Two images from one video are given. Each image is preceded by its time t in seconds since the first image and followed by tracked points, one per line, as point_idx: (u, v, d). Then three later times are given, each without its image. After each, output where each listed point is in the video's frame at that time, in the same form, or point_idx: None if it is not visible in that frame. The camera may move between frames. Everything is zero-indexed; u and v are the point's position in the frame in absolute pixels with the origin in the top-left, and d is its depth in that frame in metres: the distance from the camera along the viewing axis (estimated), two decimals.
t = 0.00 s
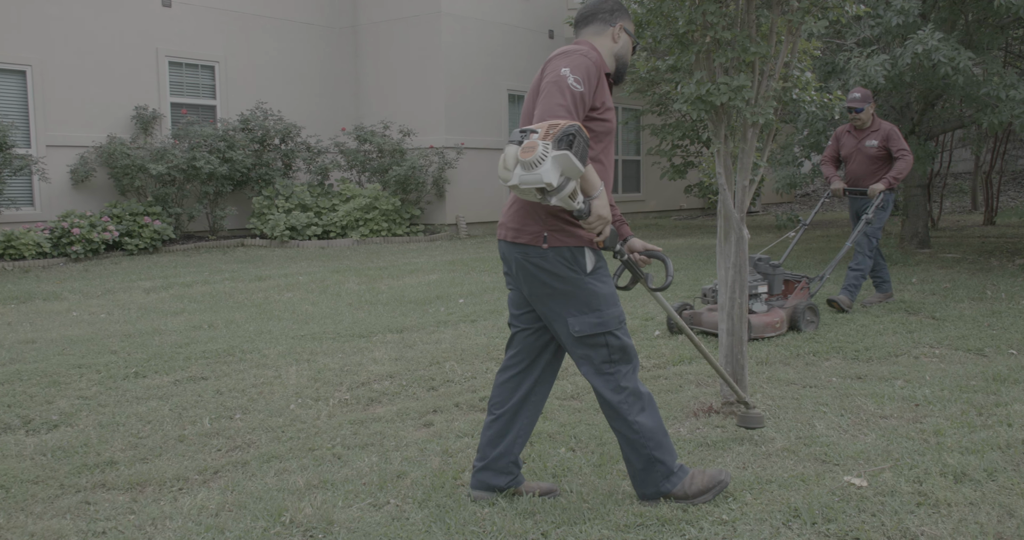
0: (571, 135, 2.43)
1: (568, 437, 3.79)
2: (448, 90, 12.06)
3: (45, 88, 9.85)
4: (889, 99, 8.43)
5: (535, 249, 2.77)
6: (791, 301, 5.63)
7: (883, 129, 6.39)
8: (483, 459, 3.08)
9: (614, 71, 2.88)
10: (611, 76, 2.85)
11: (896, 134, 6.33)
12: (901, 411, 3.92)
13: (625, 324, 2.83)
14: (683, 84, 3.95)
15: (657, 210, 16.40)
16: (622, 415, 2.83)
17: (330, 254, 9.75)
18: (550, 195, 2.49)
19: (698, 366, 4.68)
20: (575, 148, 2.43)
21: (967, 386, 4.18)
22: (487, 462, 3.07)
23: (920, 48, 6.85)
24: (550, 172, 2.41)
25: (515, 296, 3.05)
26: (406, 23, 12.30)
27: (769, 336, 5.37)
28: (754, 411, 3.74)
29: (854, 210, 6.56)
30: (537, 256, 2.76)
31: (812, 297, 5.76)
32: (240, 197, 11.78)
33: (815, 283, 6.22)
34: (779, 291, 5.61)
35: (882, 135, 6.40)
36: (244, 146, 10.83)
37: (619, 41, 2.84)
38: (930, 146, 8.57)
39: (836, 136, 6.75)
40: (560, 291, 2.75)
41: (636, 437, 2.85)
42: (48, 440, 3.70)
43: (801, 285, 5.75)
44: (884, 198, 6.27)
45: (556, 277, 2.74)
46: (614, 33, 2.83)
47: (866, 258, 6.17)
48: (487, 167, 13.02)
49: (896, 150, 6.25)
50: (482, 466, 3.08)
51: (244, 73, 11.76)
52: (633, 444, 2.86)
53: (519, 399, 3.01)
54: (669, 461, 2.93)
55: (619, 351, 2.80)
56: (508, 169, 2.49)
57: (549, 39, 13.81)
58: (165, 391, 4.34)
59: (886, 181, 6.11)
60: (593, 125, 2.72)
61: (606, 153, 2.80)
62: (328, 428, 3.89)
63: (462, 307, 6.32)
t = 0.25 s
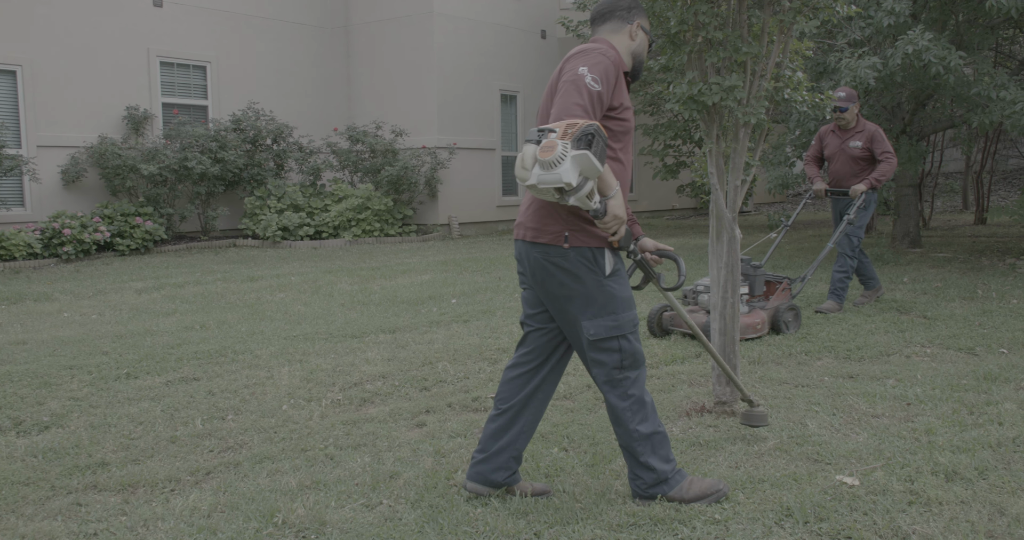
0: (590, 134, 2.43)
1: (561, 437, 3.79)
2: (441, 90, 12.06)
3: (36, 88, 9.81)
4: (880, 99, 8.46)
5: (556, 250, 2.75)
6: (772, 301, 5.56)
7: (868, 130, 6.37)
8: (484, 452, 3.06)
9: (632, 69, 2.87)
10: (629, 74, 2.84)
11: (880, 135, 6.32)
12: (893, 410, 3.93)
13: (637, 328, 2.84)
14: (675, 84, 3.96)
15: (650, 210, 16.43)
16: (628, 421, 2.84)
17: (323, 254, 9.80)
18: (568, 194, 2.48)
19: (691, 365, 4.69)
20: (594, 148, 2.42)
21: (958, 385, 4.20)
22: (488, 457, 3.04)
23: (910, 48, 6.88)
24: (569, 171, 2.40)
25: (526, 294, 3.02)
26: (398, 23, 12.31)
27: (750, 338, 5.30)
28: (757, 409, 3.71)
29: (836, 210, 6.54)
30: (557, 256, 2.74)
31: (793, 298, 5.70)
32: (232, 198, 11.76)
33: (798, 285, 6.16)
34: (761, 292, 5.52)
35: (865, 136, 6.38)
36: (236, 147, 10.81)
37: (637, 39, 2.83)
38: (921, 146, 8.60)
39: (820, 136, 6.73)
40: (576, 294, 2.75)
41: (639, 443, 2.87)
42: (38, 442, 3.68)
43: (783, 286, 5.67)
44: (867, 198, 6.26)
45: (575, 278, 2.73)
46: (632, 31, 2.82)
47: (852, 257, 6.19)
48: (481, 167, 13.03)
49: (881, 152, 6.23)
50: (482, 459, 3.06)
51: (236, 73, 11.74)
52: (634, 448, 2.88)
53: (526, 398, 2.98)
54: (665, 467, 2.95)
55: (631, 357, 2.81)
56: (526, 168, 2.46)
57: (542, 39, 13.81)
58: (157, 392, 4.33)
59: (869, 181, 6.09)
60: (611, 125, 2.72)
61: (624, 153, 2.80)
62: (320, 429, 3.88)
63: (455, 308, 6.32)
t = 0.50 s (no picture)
0: (612, 131, 2.43)
1: (554, 437, 3.78)
2: (434, 90, 12.06)
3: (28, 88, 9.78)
4: (872, 99, 8.48)
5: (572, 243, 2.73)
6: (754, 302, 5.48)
7: (853, 128, 6.35)
8: (495, 436, 3.04)
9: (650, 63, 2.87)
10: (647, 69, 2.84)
11: (865, 134, 6.31)
12: (886, 410, 3.94)
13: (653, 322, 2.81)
14: (668, 84, 3.97)
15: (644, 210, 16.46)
16: (636, 416, 2.83)
17: (317, 254, 9.87)
18: (587, 191, 2.48)
19: (685, 365, 4.71)
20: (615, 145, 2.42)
21: (950, 384, 4.21)
22: (500, 442, 3.01)
23: (902, 49, 6.90)
24: (590, 169, 2.40)
25: (544, 286, 3.02)
26: (391, 23, 12.31)
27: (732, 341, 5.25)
28: (761, 408, 3.79)
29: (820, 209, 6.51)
30: (573, 249, 2.72)
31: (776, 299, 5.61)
32: (225, 198, 11.74)
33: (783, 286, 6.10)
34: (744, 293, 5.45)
35: (851, 133, 6.36)
36: (228, 147, 10.79)
37: (655, 33, 2.83)
38: (913, 145, 8.62)
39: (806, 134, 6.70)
40: (591, 287, 2.73)
41: (644, 440, 2.87)
42: (31, 443, 3.67)
43: (765, 288, 5.57)
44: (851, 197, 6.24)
45: (593, 270, 2.70)
46: (651, 25, 2.81)
47: (841, 256, 6.21)
48: (475, 167, 13.05)
49: (865, 151, 6.21)
50: (491, 443, 3.03)
51: (229, 73, 11.72)
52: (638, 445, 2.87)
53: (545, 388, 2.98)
54: (663, 466, 2.95)
55: (644, 351, 2.78)
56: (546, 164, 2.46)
57: (535, 40, 13.81)
58: (149, 393, 4.32)
59: (852, 181, 6.06)
60: (630, 120, 2.72)
61: (642, 148, 2.80)
62: (314, 429, 3.88)
63: (448, 308, 6.32)
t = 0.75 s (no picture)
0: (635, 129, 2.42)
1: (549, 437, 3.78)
2: (428, 90, 12.06)
3: (21, 88, 9.75)
4: (866, 99, 8.51)
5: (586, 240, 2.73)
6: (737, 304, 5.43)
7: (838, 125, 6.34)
8: (519, 416, 3.02)
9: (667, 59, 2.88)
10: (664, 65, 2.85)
11: (850, 130, 6.30)
12: (880, 409, 3.95)
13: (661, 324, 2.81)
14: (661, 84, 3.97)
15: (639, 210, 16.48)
16: (638, 416, 2.83)
17: (311, 254, 9.92)
18: (610, 190, 2.47)
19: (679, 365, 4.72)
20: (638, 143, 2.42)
21: (944, 383, 4.22)
22: (520, 426, 2.99)
23: (894, 49, 6.92)
24: (614, 167, 2.39)
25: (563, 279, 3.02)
26: (385, 24, 12.31)
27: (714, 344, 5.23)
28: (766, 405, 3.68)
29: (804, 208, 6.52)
30: (585, 245, 2.72)
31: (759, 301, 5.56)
32: (219, 199, 11.72)
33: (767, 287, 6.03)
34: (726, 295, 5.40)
35: (836, 130, 6.36)
36: (222, 147, 10.78)
37: (672, 29, 2.83)
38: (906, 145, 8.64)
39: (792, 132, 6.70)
40: (601, 285, 2.74)
41: (642, 440, 2.87)
42: (24, 444, 3.66)
43: (748, 290, 5.51)
44: (838, 195, 6.24)
45: (604, 268, 2.71)
46: (668, 22, 2.82)
47: (834, 254, 6.24)
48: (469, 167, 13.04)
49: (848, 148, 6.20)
50: (516, 422, 3.01)
51: (223, 73, 11.71)
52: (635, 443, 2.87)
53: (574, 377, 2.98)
54: (659, 466, 2.95)
55: (650, 352, 2.78)
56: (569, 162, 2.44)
57: (529, 40, 13.82)
58: (143, 393, 4.31)
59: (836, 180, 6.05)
60: (648, 117, 2.73)
61: (660, 145, 2.81)
62: (308, 430, 3.88)
63: (443, 308, 6.32)
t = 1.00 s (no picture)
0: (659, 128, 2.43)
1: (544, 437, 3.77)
2: (423, 89, 12.05)
3: (14, 88, 9.73)
4: (860, 99, 8.53)
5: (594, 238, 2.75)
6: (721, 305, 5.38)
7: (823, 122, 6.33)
8: (543, 408, 3.05)
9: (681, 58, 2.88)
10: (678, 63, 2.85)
11: (835, 127, 6.29)
12: (874, 408, 3.96)
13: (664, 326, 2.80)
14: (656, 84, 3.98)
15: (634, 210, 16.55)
16: (635, 418, 2.83)
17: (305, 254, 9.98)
18: (633, 190, 2.47)
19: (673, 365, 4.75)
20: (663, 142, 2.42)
21: (938, 382, 4.23)
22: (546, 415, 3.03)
23: (888, 49, 6.93)
24: (640, 167, 2.38)
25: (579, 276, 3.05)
26: (379, 24, 12.30)
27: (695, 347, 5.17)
28: (772, 404, 3.66)
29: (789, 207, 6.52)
30: (593, 243, 2.74)
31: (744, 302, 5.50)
32: (213, 199, 11.71)
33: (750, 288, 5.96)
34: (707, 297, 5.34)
35: (821, 127, 6.34)
36: (217, 148, 10.76)
37: (687, 27, 2.83)
38: (900, 145, 8.66)
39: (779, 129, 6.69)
40: (606, 283, 2.76)
41: (637, 441, 2.87)
42: (17, 446, 3.65)
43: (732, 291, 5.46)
44: (826, 194, 6.25)
45: (610, 266, 2.72)
46: (683, 19, 2.82)
47: (828, 252, 6.28)
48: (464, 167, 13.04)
49: (831, 146, 6.18)
50: (540, 415, 3.03)
51: (216, 73, 11.69)
52: (631, 444, 2.87)
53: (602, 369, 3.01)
54: (654, 467, 2.95)
55: (652, 353, 2.78)
56: (593, 162, 2.43)
57: (524, 40, 13.83)
58: (138, 394, 4.31)
59: (819, 179, 6.05)
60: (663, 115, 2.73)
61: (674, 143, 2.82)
62: (303, 430, 3.88)
63: (438, 308, 6.32)
